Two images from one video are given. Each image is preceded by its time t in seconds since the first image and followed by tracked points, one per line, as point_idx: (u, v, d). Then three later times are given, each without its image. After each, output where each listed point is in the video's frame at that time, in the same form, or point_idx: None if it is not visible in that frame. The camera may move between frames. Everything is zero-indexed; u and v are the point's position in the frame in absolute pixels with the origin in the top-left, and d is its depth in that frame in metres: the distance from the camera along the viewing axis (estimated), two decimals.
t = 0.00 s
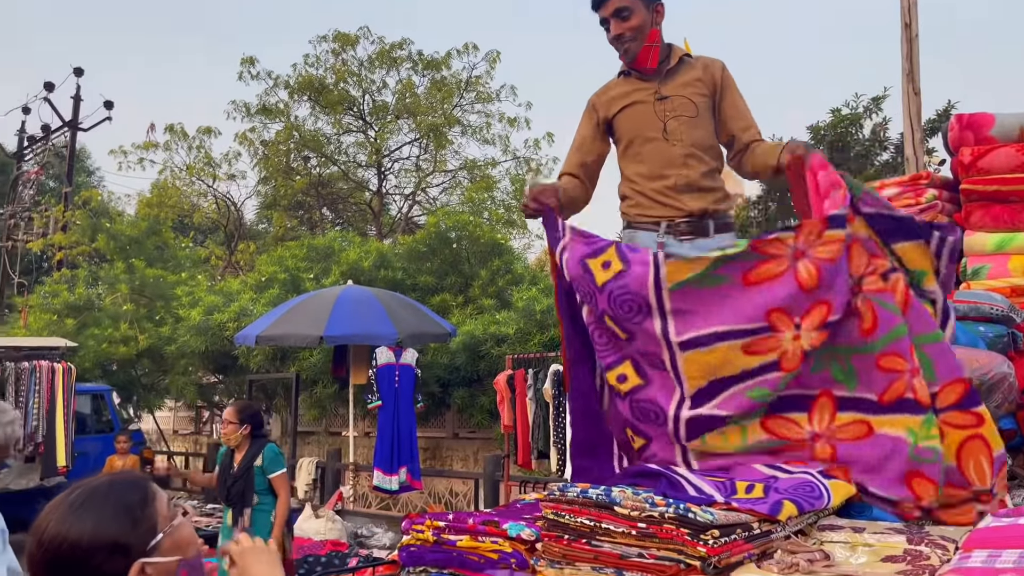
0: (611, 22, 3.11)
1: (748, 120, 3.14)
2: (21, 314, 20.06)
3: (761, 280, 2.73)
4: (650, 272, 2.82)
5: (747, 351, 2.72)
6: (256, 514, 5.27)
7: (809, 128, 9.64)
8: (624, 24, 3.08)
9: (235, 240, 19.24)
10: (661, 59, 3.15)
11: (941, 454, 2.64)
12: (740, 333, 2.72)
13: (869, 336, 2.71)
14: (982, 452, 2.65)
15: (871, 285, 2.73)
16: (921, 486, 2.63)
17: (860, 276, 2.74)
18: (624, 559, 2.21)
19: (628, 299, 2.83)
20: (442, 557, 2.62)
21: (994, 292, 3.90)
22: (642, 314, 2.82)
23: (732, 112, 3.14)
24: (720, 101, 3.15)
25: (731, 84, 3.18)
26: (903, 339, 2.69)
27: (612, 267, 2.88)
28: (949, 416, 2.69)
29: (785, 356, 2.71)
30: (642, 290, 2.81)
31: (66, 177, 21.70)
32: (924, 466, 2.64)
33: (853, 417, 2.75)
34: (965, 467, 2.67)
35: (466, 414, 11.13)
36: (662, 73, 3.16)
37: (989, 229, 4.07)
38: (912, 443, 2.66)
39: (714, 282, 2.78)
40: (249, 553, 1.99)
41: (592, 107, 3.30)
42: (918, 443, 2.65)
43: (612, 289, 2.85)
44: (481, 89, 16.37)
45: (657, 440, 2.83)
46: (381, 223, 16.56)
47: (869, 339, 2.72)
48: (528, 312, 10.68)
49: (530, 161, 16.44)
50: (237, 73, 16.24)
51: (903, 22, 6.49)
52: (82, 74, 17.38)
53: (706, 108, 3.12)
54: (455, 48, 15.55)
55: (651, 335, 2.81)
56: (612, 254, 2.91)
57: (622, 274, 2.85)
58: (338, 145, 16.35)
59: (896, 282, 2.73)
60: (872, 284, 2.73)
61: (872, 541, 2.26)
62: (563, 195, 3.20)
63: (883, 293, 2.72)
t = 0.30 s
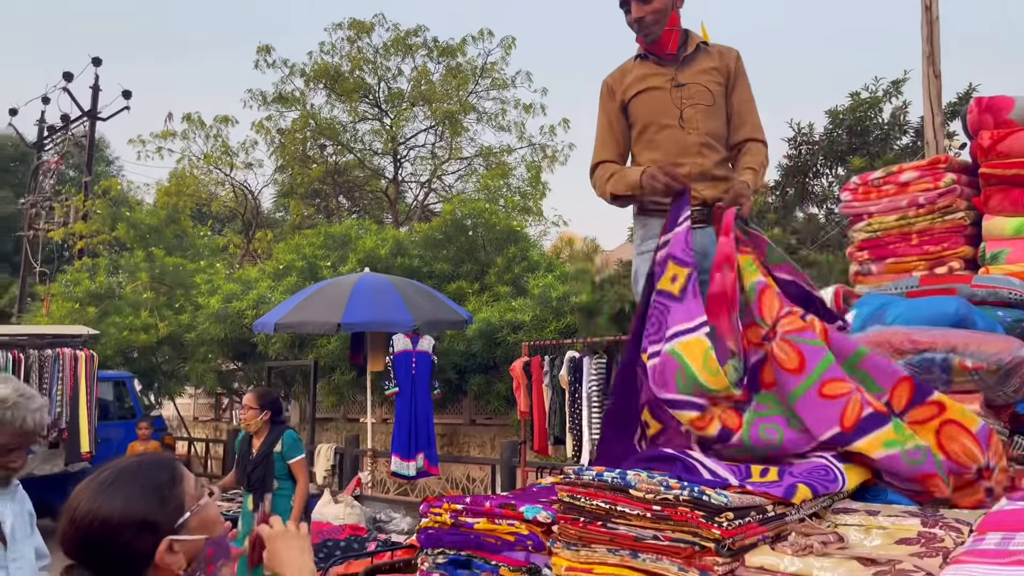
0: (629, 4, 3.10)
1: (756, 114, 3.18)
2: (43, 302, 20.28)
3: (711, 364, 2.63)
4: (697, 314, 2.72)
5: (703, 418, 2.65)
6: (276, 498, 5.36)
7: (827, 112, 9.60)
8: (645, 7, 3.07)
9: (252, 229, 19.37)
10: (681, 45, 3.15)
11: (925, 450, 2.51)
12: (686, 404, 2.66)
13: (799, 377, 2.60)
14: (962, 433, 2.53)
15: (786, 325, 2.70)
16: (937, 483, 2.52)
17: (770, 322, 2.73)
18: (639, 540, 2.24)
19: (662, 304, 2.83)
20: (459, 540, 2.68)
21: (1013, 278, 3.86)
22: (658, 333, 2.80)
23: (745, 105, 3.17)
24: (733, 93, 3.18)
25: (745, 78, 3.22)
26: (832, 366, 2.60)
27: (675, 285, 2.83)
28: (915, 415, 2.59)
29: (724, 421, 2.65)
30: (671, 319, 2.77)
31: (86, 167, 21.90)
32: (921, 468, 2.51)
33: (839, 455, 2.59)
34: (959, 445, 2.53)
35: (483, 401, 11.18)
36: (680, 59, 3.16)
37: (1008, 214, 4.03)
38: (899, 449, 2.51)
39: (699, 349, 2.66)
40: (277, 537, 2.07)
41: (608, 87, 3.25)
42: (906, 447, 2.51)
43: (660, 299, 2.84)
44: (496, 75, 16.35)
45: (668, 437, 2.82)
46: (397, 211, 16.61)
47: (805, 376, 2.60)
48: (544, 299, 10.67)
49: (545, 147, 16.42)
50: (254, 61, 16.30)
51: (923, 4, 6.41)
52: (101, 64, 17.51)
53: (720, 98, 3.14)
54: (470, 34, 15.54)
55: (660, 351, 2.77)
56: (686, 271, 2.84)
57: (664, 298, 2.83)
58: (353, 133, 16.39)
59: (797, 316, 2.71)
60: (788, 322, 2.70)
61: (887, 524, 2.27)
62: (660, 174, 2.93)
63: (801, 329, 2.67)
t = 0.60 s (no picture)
0: None
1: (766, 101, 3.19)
2: (60, 289, 20.49)
3: (740, 358, 2.65)
4: (733, 310, 2.73)
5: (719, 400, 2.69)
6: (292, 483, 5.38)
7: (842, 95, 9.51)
8: None
9: (265, 215, 19.46)
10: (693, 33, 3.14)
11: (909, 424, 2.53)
12: (701, 392, 2.70)
13: (790, 352, 2.63)
14: (935, 408, 2.62)
15: (777, 301, 2.72)
16: (930, 454, 2.50)
17: (761, 298, 2.75)
18: (651, 522, 2.25)
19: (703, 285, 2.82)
20: (473, 522, 2.71)
21: None
22: (691, 314, 2.81)
23: (755, 92, 3.17)
24: (742, 80, 3.18)
25: (754, 66, 3.22)
26: (819, 342, 2.63)
27: (714, 270, 2.81)
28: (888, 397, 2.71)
29: (728, 402, 2.69)
30: (708, 307, 2.77)
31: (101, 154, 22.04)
32: (908, 439, 2.52)
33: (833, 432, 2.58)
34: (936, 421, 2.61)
35: (495, 386, 11.21)
36: (691, 47, 3.15)
37: None
38: (883, 422, 2.52)
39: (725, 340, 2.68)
40: (316, 486, 2.11)
41: (618, 74, 3.23)
42: (892, 419, 2.53)
43: (697, 282, 2.83)
44: (508, 60, 16.29)
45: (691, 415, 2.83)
46: (409, 197, 16.63)
47: (797, 352, 2.62)
48: (556, 284, 10.65)
49: (557, 132, 16.35)
50: (265, 47, 16.30)
51: None
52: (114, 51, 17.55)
53: (731, 86, 3.14)
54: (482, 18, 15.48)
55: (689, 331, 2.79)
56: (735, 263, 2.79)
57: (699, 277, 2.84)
58: (366, 118, 16.39)
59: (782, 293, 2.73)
60: (778, 298, 2.72)
61: (899, 507, 2.27)
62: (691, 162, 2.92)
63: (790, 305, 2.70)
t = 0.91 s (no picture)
0: None
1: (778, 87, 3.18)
2: (74, 274, 20.65)
3: (755, 344, 2.63)
4: (749, 295, 2.72)
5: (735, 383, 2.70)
6: (307, 467, 5.41)
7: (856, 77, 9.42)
8: None
9: (277, 200, 19.51)
10: (707, 17, 3.12)
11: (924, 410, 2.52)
12: (715, 377, 2.71)
13: (806, 333, 2.62)
14: (951, 396, 2.61)
15: (795, 282, 2.70)
16: (943, 441, 2.49)
17: (780, 279, 2.73)
18: (662, 506, 2.26)
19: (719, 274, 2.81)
20: (485, 505, 2.72)
21: None
22: (705, 301, 2.80)
23: (767, 78, 3.16)
24: (754, 66, 3.17)
25: (766, 52, 3.21)
26: (837, 325, 2.62)
27: (730, 258, 2.81)
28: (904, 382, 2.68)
29: (743, 385, 2.69)
30: (722, 292, 2.77)
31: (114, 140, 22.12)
32: (922, 425, 2.51)
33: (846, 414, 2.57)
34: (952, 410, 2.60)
35: (507, 370, 11.23)
36: (705, 32, 3.12)
37: None
38: (897, 407, 2.51)
39: (739, 328, 2.68)
40: (345, 433, 1.99)
41: (631, 56, 3.19)
42: (906, 404, 2.51)
43: (713, 270, 2.82)
44: (519, 43, 16.21)
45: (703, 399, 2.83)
46: (420, 181, 16.62)
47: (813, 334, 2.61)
48: (568, 269, 10.63)
49: (569, 116, 16.27)
50: (276, 32, 16.26)
51: None
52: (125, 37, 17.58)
53: (744, 72, 3.12)
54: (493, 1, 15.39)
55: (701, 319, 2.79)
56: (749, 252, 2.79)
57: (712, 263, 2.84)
58: (376, 103, 16.36)
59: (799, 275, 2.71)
60: (795, 280, 2.70)
61: (912, 491, 2.27)
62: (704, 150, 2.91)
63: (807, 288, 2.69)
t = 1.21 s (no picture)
0: None
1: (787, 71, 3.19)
2: (85, 259, 20.78)
3: (761, 330, 2.60)
4: (756, 278, 2.67)
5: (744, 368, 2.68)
6: (318, 448, 5.46)
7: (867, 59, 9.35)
8: None
9: (285, 185, 19.54)
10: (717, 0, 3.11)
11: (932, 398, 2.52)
12: (724, 365, 2.69)
13: (817, 321, 2.61)
14: (958, 384, 2.60)
15: (811, 270, 2.68)
16: (952, 428, 2.51)
17: (794, 265, 2.71)
18: (670, 488, 2.27)
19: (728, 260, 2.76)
20: (493, 487, 2.73)
21: None
22: (713, 287, 2.76)
23: (777, 61, 3.16)
24: (763, 50, 3.17)
25: (775, 36, 3.22)
26: (849, 313, 2.59)
27: (736, 245, 2.76)
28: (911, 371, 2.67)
29: (754, 371, 2.68)
30: (728, 280, 2.73)
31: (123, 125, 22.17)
32: (930, 413, 2.52)
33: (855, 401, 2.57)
34: (961, 396, 2.60)
35: (515, 354, 11.25)
36: (715, 16, 3.12)
37: None
38: (906, 394, 2.52)
39: (745, 314, 2.63)
40: (390, 399, 1.87)
41: (639, 40, 3.18)
42: (916, 392, 2.52)
43: (720, 256, 2.78)
44: (527, 27, 16.14)
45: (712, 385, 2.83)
46: (428, 166, 16.61)
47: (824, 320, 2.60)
48: (575, 254, 10.61)
49: (577, 100, 16.21)
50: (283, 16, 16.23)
51: None
52: (133, 22, 17.57)
53: (754, 55, 3.13)
54: None
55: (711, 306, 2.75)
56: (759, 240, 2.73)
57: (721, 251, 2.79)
58: (384, 88, 16.33)
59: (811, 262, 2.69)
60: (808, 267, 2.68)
61: (919, 473, 2.27)
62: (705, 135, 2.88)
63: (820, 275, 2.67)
